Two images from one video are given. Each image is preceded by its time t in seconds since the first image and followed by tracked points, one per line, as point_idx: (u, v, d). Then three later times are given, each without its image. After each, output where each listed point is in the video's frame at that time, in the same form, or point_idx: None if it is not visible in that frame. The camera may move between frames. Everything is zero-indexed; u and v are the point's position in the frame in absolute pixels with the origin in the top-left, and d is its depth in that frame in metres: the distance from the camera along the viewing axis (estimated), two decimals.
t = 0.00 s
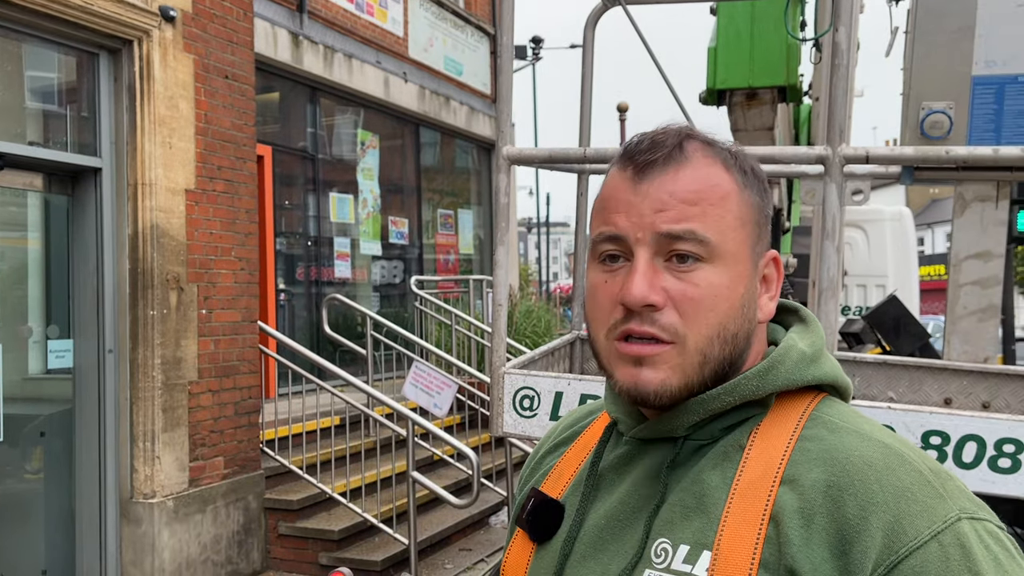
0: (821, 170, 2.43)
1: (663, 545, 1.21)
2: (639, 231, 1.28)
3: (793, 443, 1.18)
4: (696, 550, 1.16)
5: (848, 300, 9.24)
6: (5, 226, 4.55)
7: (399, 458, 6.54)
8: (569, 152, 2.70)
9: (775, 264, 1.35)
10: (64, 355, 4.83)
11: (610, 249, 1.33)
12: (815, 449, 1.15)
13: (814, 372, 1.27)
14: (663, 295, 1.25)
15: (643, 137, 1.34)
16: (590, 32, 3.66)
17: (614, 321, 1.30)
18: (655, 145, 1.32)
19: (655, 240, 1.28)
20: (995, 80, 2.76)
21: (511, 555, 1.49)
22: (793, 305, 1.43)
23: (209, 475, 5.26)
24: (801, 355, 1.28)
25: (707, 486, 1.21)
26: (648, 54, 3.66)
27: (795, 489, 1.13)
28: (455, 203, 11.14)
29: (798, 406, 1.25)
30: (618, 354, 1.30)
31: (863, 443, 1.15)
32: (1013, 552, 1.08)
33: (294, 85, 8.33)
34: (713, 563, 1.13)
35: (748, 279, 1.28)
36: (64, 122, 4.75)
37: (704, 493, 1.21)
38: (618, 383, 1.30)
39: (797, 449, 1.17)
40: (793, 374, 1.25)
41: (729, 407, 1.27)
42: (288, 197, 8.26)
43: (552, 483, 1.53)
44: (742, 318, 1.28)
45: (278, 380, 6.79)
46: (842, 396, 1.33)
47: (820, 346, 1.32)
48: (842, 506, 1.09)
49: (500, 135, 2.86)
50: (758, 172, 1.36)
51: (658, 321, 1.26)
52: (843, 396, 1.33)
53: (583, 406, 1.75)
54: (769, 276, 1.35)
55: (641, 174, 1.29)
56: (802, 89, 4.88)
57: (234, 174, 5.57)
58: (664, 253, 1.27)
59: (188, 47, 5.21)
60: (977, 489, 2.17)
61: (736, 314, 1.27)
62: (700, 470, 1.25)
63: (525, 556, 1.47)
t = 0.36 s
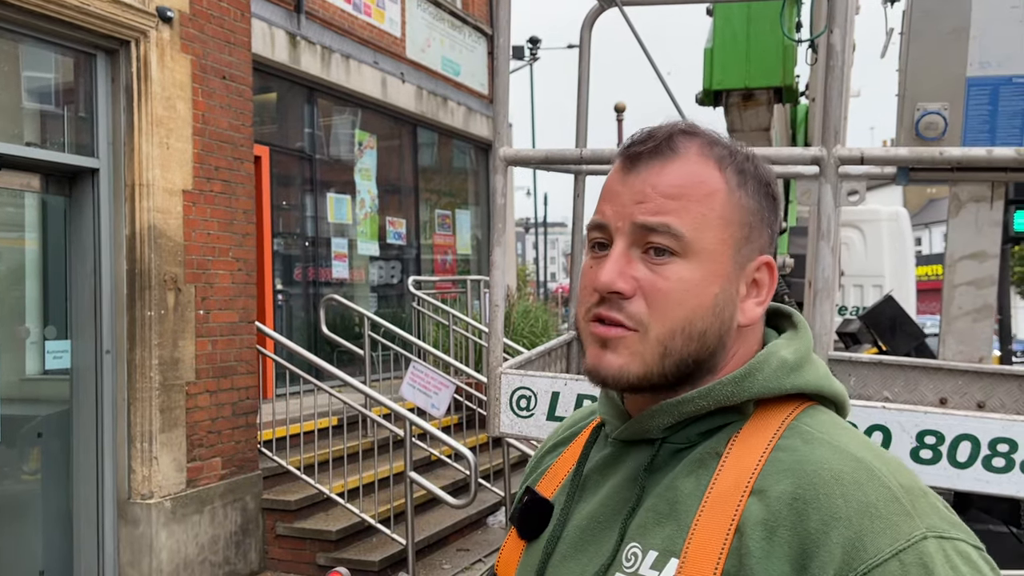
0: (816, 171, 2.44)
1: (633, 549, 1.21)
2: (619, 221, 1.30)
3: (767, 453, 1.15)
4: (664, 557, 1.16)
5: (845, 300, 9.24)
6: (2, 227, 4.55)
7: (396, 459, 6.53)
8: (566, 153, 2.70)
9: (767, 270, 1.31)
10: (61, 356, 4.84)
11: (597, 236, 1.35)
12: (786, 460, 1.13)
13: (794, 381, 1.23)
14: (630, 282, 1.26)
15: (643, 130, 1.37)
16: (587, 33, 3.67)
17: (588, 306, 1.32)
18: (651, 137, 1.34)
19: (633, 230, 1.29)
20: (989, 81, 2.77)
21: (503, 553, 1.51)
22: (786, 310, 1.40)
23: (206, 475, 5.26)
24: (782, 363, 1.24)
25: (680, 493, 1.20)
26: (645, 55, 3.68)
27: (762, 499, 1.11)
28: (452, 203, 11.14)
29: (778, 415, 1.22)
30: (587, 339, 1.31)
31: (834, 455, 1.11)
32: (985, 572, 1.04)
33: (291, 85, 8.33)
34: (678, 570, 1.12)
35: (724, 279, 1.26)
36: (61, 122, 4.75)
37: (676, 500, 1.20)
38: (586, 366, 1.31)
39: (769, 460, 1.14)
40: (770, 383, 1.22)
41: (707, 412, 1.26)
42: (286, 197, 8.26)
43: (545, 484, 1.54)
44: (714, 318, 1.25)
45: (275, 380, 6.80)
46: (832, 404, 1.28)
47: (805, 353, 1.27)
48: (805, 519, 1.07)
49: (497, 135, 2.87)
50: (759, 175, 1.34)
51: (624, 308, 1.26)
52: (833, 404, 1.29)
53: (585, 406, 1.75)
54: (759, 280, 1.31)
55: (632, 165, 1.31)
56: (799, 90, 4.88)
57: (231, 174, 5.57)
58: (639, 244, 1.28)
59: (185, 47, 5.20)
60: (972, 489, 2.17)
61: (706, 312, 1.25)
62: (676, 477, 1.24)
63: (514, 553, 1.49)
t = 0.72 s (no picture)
0: (815, 173, 2.44)
1: (607, 551, 1.21)
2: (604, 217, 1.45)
3: (747, 470, 1.12)
4: (631, 561, 1.16)
5: (844, 301, 9.25)
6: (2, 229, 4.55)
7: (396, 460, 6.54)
8: (564, 155, 2.70)
9: (668, 282, 1.26)
10: (62, 358, 4.84)
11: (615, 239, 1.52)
12: (760, 480, 1.10)
13: (781, 403, 1.17)
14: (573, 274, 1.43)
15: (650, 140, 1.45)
16: (586, 35, 3.68)
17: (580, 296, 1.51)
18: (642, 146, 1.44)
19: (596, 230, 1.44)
20: (987, 83, 2.75)
21: (506, 542, 1.55)
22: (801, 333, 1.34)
23: (207, 476, 5.26)
24: (772, 383, 1.19)
25: (659, 501, 1.20)
26: (644, 58, 3.68)
27: (731, 511, 1.10)
28: (452, 204, 11.15)
29: (769, 434, 1.17)
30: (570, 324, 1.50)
31: (809, 479, 1.08)
32: None
33: (291, 87, 8.33)
34: None
35: (620, 279, 1.31)
36: (61, 124, 4.76)
37: (653, 507, 1.20)
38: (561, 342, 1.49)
39: (746, 478, 1.11)
40: (756, 402, 1.18)
41: (692, 423, 1.24)
42: (286, 199, 8.27)
43: (553, 483, 1.57)
44: (609, 313, 1.33)
45: (275, 382, 6.80)
46: (831, 431, 1.21)
47: (800, 375, 1.21)
48: (765, 539, 1.06)
49: (496, 138, 2.87)
50: (694, 192, 1.26)
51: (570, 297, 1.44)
52: (833, 432, 1.21)
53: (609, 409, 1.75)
54: (658, 292, 1.28)
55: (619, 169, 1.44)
56: (797, 92, 4.89)
57: (231, 176, 5.57)
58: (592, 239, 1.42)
59: (186, 50, 5.21)
60: (970, 490, 2.18)
61: (602, 307, 1.33)
62: (658, 485, 1.23)
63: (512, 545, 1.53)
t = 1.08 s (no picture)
0: (816, 175, 2.44)
1: (585, 554, 1.22)
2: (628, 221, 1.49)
3: (726, 488, 1.11)
4: (605, 567, 1.17)
5: (846, 302, 9.25)
6: (5, 230, 4.55)
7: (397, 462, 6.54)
8: (567, 158, 2.70)
9: (667, 276, 1.28)
10: (65, 359, 4.85)
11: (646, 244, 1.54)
12: (737, 500, 1.08)
13: (770, 422, 1.15)
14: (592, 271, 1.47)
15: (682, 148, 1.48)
16: (588, 37, 3.68)
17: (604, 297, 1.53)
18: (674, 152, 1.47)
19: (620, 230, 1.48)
20: (988, 85, 2.79)
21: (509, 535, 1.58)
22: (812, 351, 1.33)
23: (209, 478, 5.26)
24: (764, 401, 1.17)
25: (639, 510, 1.20)
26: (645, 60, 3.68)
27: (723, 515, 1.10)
28: (453, 206, 11.16)
29: (755, 454, 1.15)
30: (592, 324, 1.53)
31: (787, 504, 1.06)
32: None
33: (292, 89, 8.34)
34: None
35: (626, 273, 1.34)
36: (64, 126, 4.76)
37: (633, 515, 1.21)
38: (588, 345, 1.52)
39: (724, 496, 1.10)
40: (743, 419, 1.16)
41: (680, 434, 1.24)
42: (288, 200, 8.27)
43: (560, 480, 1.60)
44: (613, 307, 1.35)
45: (277, 384, 6.81)
46: (823, 455, 1.19)
47: (796, 395, 1.19)
48: (731, 559, 1.04)
49: (499, 140, 2.87)
50: (702, 191, 1.28)
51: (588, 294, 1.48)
52: (827, 460, 1.18)
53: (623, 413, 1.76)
54: (658, 286, 1.29)
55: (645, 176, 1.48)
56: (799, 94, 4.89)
57: (234, 178, 5.58)
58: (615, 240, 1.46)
59: (188, 52, 5.21)
60: (971, 491, 2.18)
61: (608, 301, 1.36)
62: (641, 494, 1.23)
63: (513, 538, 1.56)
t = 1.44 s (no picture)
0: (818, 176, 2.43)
1: (571, 542, 1.23)
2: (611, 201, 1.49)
3: (704, 469, 1.11)
4: (590, 556, 1.17)
5: (848, 302, 9.26)
6: (8, 231, 4.56)
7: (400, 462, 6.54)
8: (569, 158, 2.70)
9: (638, 258, 1.28)
10: (69, 360, 4.86)
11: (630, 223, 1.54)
12: (714, 481, 1.08)
13: (743, 399, 1.15)
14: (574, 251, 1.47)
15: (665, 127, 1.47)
16: (590, 38, 3.68)
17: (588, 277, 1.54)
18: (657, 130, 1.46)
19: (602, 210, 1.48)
20: (990, 85, 2.75)
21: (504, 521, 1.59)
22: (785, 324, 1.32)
23: (212, 479, 5.26)
24: (736, 378, 1.17)
25: (620, 495, 1.21)
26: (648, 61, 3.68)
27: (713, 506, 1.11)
28: (456, 207, 11.16)
29: (730, 432, 1.15)
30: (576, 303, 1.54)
31: (762, 483, 1.06)
32: None
33: (295, 90, 8.35)
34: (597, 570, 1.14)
35: (601, 254, 1.34)
36: (67, 127, 4.77)
37: (615, 500, 1.21)
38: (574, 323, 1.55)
39: (702, 478, 1.10)
40: (717, 398, 1.16)
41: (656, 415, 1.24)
42: (290, 202, 8.28)
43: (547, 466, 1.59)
44: (589, 288, 1.36)
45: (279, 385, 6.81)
46: (799, 428, 1.19)
47: (768, 370, 1.18)
48: (709, 541, 1.04)
49: (502, 141, 2.87)
50: (675, 171, 1.28)
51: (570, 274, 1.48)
52: (801, 431, 1.19)
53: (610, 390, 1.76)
54: (631, 267, 1.29)
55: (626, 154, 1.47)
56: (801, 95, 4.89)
57: (237, 179, 5.59)
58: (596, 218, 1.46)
59: (191, 54, 5.22)
60: (974, 491, 2.17)
61: (585, 282, 1.37)
62: (622, 479, 1.23)
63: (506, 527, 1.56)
